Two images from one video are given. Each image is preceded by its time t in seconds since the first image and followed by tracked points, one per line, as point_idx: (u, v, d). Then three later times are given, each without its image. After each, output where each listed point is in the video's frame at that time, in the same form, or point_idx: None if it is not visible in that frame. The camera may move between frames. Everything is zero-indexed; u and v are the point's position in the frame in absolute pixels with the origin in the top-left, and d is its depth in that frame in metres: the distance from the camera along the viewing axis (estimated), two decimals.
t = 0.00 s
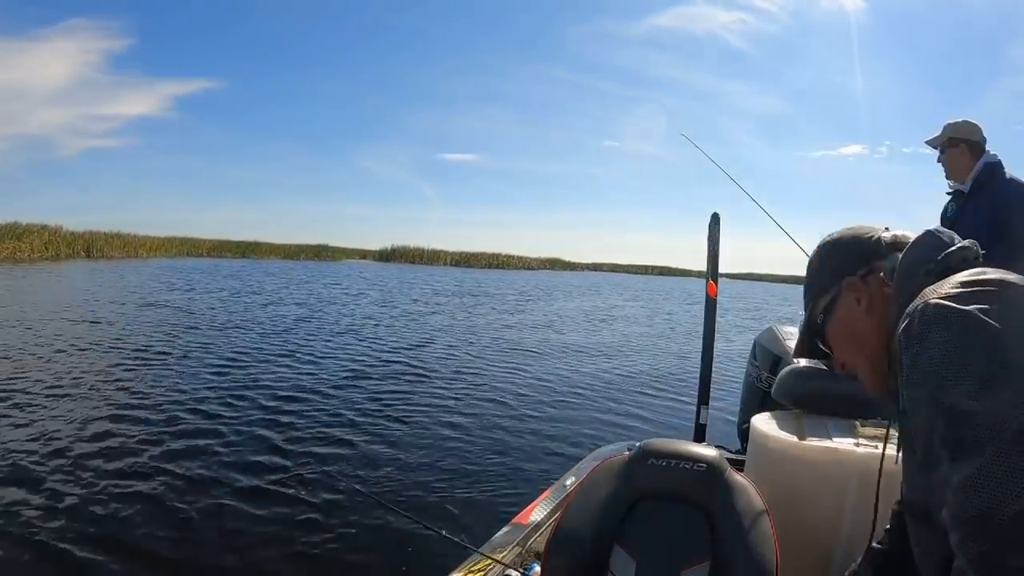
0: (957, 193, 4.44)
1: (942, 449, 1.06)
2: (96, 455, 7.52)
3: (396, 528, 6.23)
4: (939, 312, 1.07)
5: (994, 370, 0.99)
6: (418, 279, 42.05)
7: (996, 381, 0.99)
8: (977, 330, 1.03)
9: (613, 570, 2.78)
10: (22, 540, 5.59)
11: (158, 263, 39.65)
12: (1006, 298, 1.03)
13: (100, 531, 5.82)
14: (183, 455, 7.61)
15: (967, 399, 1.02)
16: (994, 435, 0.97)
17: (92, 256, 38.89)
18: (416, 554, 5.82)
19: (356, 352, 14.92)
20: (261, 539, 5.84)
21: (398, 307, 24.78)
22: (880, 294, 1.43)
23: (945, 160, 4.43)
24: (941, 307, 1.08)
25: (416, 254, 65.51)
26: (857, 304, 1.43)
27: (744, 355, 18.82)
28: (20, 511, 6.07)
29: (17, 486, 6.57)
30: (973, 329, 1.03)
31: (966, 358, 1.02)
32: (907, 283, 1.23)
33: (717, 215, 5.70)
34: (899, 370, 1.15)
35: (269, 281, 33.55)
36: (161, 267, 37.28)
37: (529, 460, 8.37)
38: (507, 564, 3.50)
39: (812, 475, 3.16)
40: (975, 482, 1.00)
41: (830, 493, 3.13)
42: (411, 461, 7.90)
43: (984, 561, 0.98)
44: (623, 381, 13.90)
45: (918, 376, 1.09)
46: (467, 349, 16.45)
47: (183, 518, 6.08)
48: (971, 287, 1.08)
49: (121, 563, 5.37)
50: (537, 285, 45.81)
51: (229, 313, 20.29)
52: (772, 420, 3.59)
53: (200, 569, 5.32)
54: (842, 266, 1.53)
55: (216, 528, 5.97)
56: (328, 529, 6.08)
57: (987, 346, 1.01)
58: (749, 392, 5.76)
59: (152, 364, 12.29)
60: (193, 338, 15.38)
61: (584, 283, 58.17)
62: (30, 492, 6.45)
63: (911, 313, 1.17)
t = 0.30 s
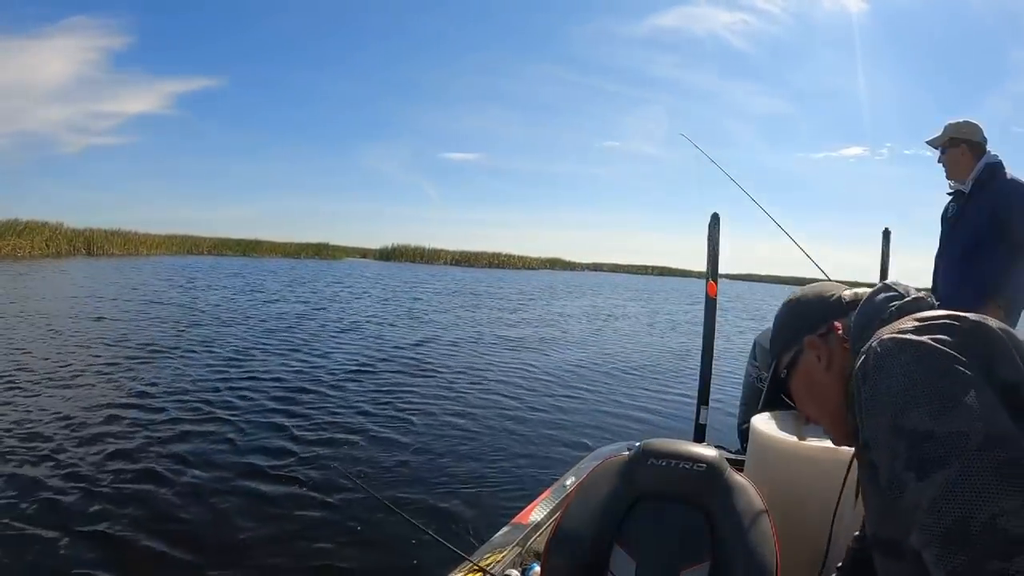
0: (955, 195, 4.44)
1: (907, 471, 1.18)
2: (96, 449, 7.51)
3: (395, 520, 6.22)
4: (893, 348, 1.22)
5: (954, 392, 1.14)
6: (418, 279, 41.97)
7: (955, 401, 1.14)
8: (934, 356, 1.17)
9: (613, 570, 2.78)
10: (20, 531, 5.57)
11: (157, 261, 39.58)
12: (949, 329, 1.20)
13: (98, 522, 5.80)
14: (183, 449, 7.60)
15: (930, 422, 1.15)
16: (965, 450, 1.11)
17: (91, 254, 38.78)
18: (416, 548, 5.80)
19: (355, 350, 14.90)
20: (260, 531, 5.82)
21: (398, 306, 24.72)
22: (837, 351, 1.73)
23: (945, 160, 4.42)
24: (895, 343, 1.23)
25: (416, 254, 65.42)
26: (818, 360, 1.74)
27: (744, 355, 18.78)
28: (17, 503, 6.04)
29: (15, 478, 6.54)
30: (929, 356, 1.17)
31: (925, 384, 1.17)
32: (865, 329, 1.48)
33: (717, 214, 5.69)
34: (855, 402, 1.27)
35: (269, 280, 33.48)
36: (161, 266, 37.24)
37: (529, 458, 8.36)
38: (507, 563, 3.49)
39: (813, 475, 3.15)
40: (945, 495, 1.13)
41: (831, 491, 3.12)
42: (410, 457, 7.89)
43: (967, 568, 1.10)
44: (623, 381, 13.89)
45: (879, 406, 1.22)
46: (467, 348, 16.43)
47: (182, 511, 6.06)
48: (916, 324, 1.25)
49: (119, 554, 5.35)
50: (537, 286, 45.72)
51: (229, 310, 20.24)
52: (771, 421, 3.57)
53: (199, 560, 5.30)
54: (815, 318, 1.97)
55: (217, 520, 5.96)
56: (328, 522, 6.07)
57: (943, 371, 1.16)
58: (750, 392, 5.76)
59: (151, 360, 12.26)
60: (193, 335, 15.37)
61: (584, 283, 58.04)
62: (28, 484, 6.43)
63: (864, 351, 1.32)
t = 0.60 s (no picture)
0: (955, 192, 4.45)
1: (884, 469, 1.18)
2: (97, 450, 7.51)
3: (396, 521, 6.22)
4: (875, 346, 1.23)
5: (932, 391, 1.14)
6: (418, 280, 41.98)
7: (931, 398, 1.15)
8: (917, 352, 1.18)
9: (613, 569, 2.78)
10: (19, 534, 5.54)
11: (158, 262, 39.56)
12: (931, 325, 1.21)
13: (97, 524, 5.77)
14: (183, 450, 7.60)
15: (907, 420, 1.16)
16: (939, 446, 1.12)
17: (92, 255, 38.79)
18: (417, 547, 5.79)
19: (355, 350, 14.91)
20: (259, 533, 5.79)
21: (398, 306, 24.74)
22: (826, 352, 1.65)
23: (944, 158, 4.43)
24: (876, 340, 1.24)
25: (416, 255, 65.44)
26: (806, 361, 1.68)
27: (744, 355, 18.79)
28: (15, 506, 6.01)
29: (14, 480, 6.52)
30: (908, 354, 1.18)
31: (905, 382, 1.17)
32: (852, 327, 1.49)
33: (717, 214, 5.69)
34: (837, 401, 1.28)
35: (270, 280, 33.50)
36: (162, 266, 37.29)
37: (529, 456, 8.36)
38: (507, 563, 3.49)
39: (814, 473, 3.15)
40: (921, 494, 1.13)
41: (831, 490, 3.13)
42: (410, 456, 7.89)
43: (938, 568, 1.11)
44: (623, 381, 13.89)
45: (860, 404, 1.23)
46: (466, 348, 16.43)
47: (181, 513, 6.04)
48: (898, 323, 1.26)
49: (118, 557, 5.32)
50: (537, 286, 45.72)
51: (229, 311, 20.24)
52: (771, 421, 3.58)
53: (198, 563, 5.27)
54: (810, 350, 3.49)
55: (217, 521, 5.96)
56: (329, 522, 6.07)
57: (921, 369, 1.17)
58: (750, 392, 5.77)
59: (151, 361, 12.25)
60: (193, 336, 15.37)
61: (584, 284, 58.03)
62: (26, 487, 6.40)
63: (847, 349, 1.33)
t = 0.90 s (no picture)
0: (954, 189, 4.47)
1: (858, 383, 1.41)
2: (97, 451, 7.50)
3: (397, 523, 6.22)
4: (864, 274, 1.43)
5: (895, 319, 1.36)
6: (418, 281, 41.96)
7: (894, 335, 1.36)
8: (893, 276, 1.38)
9: (613, 570, 2.79)
10: (19, 537, 5.52)
11: (157, 264, 39.51)
12: (915, 250, 1.38)
13: (98, 527, 5.76)
14: (183, 452, 7.58)
15: (868, 353, 1.39)
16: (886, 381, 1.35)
17: (92, 257, 38.74)
18: (418, 549, 5.78)
19: (354, 351, 14.91)
20: (259, 536, 5.78)
21: (398, 307, 24.73)
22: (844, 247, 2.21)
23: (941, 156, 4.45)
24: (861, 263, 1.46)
25: (416, 256, 65.43)
26: (832, 254, 2.23)
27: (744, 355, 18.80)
28: (15, 508, 5.99)
29: (13, 484, 6.50)
30: (889, 281, 1.38)
31: (882, 307, 1.38)
32: (866, 228, 1.68)
33: (717, 214, 5.70)
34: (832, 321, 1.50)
35: (269, 282, 33.47)
36: (162, 268, 37.28)
37: (529, 457, 8.36)
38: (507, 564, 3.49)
39: (813, 476, 3.16)
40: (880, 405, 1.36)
41: (830, 494, 3.13)
42: (411, 457, 7.89)
43: (881, 469, 1.35)
44: (623, 381, 13.88)
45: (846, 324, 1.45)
46: (466, 348, 16.42)
47: (181, 515, 6.02)
48: (884, 245, 1.45)
49: (118, 560, 5.30)
50: (536, 286, 45.69)
51: (229, 312, 20.22)
52: (771, 421, 3.59)
53: (200, 566, 5.26)
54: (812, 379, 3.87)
55: (217, 523, 5.95)
56: (329, 524, 6.06)
57: (899, 294, 1.36)
58: (749, 392, 5.77)
59: (151, 363, 12.24)
60: (193, 338, 15.36)
61: (583, 284, 58.02)
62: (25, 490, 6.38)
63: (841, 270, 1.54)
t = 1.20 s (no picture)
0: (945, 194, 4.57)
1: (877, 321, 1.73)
2: (98, 451, 7.51)
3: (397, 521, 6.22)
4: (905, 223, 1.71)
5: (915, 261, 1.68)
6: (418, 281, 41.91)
7: (910, 288, 1.67)
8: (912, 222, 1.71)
9: (613, 571, 2.78)
10: (19, 538, 5.52)
11: (157, 264, 39.47)
12: (945, 202, 1.65)
13: (98, 529, 5.75)
14: (183, 451, 7.59)
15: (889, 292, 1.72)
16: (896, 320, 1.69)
17: (93, 256, 38.70)
18: (419, 549, 5.77)
19: (354, 350, 14.91)
20: (259, 535, 5.78)
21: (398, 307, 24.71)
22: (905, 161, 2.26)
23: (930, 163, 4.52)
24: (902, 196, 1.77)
25: (417, 255, 65.37)
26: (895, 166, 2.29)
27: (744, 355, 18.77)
28: (15, 508, 6.00)
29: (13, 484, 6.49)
30: (921, 235, 1.67)
31: (910, 258, 1.68)
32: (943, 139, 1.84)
33: (717, 214, 5.71)
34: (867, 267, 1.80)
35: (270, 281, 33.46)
36: (163, 268, 37.29)
37: (529, 456, 8.36)
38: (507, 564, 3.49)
39: (814, 477, 3.16)
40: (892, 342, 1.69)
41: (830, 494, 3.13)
42: (410, 457, 7.89)
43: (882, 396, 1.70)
44: (623, 380, 13.87)
45: (877, 271, 1.76)
46: (466, 348, 16.41)
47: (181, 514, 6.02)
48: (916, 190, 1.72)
49: (118, 561, 5.29)
50: (537, 286, 45.60)
51: (229, 312, 20.22)
52: (771, 421, 3.59)
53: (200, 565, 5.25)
54: (812, 379, 3.88)
55: (218, 522, 5.95)
56: (329, 522, 6.06)
57: (928, 247, 1.65)
58: (749, 392, 5.78)
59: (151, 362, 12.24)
60: (194, 337, 15.36)
61: (584, 283, 57.94)
62: (25, 490, 6.37)
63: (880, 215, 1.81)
